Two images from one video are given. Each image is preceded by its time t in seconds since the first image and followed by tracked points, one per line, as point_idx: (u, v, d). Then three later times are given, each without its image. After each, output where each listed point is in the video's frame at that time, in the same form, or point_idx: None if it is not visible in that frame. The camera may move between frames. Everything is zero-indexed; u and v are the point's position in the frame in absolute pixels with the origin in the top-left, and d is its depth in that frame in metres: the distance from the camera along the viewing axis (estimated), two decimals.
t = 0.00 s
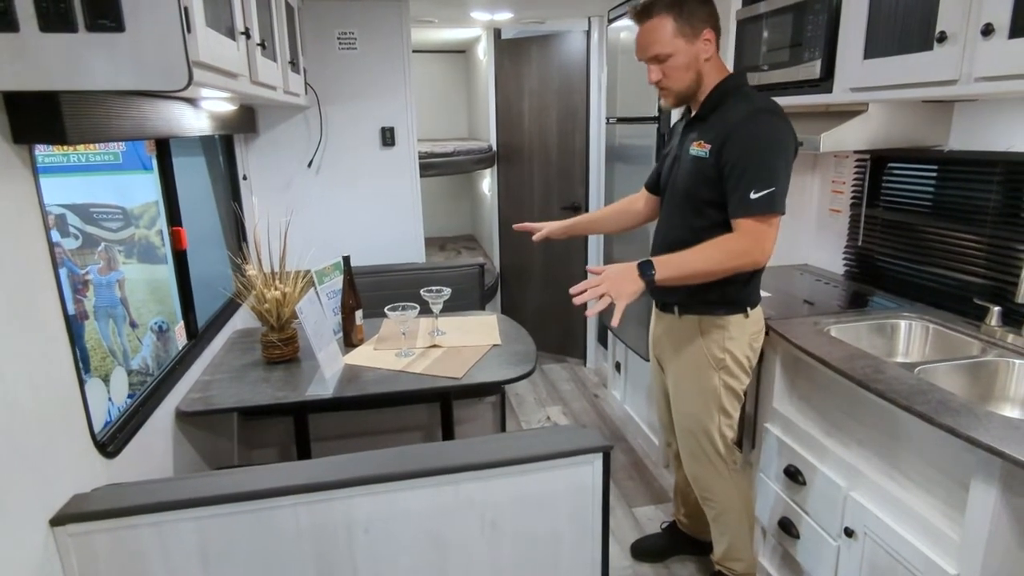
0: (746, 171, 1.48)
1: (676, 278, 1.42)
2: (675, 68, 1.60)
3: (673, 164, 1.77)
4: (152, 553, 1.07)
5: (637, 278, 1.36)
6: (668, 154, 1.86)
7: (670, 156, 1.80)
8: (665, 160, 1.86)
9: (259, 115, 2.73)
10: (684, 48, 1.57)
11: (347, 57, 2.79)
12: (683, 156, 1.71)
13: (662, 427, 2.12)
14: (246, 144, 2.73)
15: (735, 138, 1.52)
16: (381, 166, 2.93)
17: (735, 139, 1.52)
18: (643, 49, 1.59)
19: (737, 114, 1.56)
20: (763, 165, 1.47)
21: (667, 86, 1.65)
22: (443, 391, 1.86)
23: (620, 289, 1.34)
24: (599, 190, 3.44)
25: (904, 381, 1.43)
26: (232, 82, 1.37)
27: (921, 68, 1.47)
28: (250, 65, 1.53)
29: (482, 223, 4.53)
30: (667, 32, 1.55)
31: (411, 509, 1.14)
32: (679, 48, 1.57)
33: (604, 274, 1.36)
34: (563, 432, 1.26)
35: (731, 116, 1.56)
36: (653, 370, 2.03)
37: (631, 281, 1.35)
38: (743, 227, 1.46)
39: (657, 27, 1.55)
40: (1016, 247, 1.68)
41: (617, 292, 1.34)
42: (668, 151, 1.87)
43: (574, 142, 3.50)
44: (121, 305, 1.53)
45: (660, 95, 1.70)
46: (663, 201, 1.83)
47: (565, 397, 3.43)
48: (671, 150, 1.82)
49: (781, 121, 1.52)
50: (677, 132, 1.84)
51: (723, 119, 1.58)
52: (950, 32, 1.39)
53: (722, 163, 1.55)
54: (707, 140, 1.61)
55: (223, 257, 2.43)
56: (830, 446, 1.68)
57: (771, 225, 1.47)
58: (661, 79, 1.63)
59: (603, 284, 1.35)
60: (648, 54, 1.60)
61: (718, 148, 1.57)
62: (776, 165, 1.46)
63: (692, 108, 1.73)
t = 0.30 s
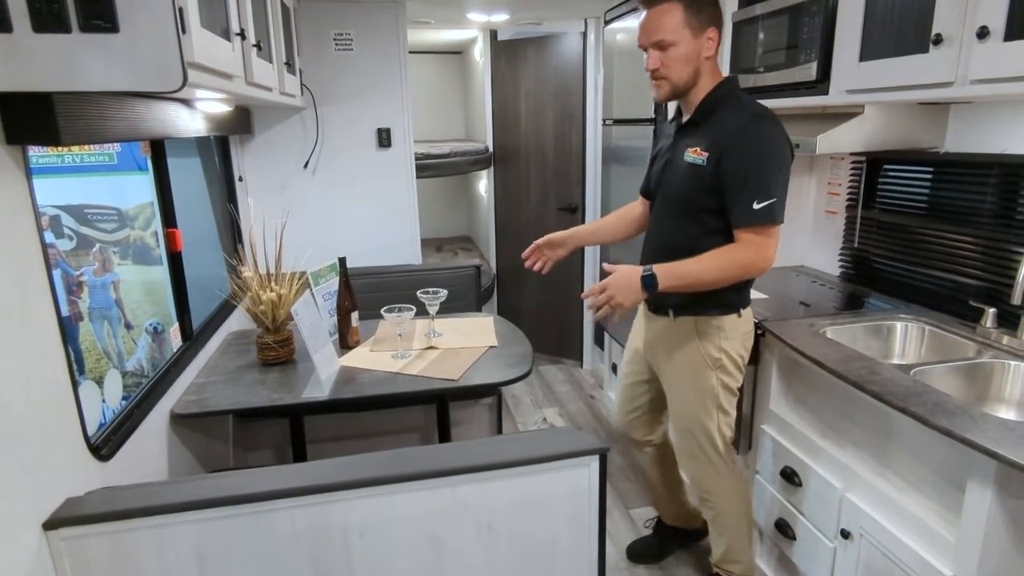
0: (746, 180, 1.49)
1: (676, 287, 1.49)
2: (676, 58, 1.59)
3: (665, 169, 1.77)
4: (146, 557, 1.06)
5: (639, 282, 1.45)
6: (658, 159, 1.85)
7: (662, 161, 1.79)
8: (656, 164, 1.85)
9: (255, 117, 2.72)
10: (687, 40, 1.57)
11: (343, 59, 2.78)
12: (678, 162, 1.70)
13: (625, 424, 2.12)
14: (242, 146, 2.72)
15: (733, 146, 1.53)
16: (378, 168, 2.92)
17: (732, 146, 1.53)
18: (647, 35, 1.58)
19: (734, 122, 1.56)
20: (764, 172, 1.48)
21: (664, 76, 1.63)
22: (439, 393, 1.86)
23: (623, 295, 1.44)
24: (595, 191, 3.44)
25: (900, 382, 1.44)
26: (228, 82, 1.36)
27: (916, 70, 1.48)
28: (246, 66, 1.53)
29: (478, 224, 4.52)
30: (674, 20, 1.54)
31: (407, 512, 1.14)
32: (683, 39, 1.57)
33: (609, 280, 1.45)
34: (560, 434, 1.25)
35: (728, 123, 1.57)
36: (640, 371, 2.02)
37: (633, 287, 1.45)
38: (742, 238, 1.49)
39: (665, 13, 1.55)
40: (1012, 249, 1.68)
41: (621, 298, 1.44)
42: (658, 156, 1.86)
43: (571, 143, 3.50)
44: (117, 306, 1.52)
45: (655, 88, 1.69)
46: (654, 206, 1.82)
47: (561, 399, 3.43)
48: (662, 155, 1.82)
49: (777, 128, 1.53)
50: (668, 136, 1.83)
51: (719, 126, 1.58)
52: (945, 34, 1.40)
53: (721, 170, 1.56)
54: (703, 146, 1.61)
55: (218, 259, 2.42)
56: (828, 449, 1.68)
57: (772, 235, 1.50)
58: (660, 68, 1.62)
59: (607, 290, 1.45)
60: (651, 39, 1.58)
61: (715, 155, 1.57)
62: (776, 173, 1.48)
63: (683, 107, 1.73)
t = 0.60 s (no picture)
0: (732, 177, 1.54)
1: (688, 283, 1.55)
2: (662, 59, 1.62)
3: (633, 172, 1.77)
4: (141, 559, 1.06)
5: (651, 282, 1.53)
6: (620, 163, 1.86)
7: (627, 165, 1.80)
8: (619, 168, 1.85)
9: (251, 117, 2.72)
10: (672, 42, 1.62)
11: (340, 59, 2.78)
12: (650, 164, 1.71)
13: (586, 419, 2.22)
14: (238, 146, 2.72)
15: (715, 146, 1.57)
16: (374, 169, 2.91)
17: (714, 146, 1.57)
18: (635, 34, 1.59)
19: (710, 122, 1.60)
20: (747, 166, 1.53)
21: (649, 77, 1.64)
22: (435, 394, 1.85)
23: (635, 295, 1.55)
24: (592, 192, 3.44)
25: (897, 384, 1.44)
26: (223, 83, 1.35)
27: (913, 71, 1.48)
28: (242, 66, 1.52)
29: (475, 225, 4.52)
30: (663, 21, 1.59)
31: (403, 514, 1.13)
32: (668, 41, 1.61)
33: (622, 280, 1.55)
34: (558, 436, 1.25)
35: (705, 124, 1.60)
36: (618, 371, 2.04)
37: (645, 287, 1.54)
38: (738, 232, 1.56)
39: (654, 14, 1.59)
40: (1010, 251, 1.68)
41: (633, 297, 1.55)
42: (620, 160, 1.86)
43: (568, 144, 3.50)
44: (112, 307, 1.51)
45: (637, 90, 1.68)
46: (624, 209, 1.82)
47: (558, 400, 3.42)
48: (625, 158, 1.82)
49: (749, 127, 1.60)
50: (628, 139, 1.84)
51: (696, 127, 1.61)
52: (942, 36, 1.39)
53: (704, 169, 1.59)
54: (680, 147, 1.64)
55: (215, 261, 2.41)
56: (824, 450, 1.68)
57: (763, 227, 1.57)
58: (647, 68, 1.62)
59: (620, 289, 1.55)
60: (639, 38, 1.59)
61: (696, 155, 1.60)
62: (756, 169, 1.54)
63: (650, 117, 1.74)
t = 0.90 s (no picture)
0: (679, 166, 1.77)
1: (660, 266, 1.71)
2: (599, 66, 1.80)
3: (584, 172, 1.91)
4: (138, 560, 1.05)
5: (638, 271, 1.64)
6: (564, 166, 1.99)
7: (575, 167, 1.94)
8: (565, 171, 1.98)
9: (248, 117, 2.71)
10: (606, 54, 1.82)
11: (338, 59, 2.77)
12: (599, 163, 1.87)
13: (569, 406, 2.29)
14: (235, 146, 2.71)
15: (661, 142, 1.79)
16: (371, 169, 2.91)
17: (659, 142, 1.79)
18: (575, 43, 1.77)
19: (651, 122, 1.82)
20: (688, 156, 1.79)
21: (588, 81, 1.81)
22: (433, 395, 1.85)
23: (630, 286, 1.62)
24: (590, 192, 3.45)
25: (895, 384, 1.44)
26: (220, 83, 1.35)
27: (911, 72, 1.48)
28: (239, 65, 1.51)
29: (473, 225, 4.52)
30: (598, 34, 1.79)
31: (401, 516, 1.13)
32: (602, 52, 1.80)
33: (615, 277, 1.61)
34: (555, 437, 1.25)
35: (648, 124, 1.81)
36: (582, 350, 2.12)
37: (635, 278, 1.63)
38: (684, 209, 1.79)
39: (590, 27, 1.78)
40: (1006, 252, 1.69)
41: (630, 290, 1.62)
42: (563, 163, 2.00)
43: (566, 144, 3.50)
44: (110, 308, 1.51)
45: (576, 95, 1.84)
46: (579, 207, 1.96)
47: (556, 400, 3.42)
48: (570, 164, 1.96)
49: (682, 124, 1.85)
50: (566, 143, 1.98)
51: (640, 128, 1.81)
52: (940, 37, 1.40)
53: (653, 162, 1.80)
54: (629, 146, 1.82)
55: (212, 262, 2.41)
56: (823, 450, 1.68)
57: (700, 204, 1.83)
58: (587, 74, 1.79)
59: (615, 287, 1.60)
60: (579, 47, 1.77)
61: (645, 152, 1.80)
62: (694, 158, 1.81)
63: (588, 122, 1.89)
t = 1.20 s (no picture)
0: (655, 153, 1.79)
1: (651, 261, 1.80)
2: (545, 92, 1.76)
3: (564, 179, 1.93)
4: (135, 561, 1.05)
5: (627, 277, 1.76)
6: (540, 176, 2.00)
7: (552, 175, 1.95)
8: (543, 180, 1.99)
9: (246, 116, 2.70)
10: (549, 76, 1.75)
11: (336, 59, 2.77)
12: (577, 166, 1.89)
13: (569, 397, 2.27)
14: (233, 146, 2.70)
15: (635, 134, 1.81)
16: (369, 168, 2.90)
17: (632, 134, 1.81)
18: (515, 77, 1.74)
19: (619, 118, 1.83)
20: (661, 142, 1.81)
21: (538, 108, 1.79)
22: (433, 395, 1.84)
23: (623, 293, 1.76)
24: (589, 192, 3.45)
25: (894, 384, 1.44)
26: (217, 82, 1.34)
27: (909, 72, 1.48)
28: (236, 64, 1.51)
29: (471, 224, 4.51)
30: (535, 61, 1.72)
31: (399, 517, 1.13)
32: (545, 75, 1.74)
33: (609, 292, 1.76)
34: (554, 437, 1.24)
35: (618, 120, 1.83)
36: (573, 340, 2.13)
37: (626, 284, 1.76)
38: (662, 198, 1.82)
39: (525, 58, 1.71)
40: (1004, 252, 1.69)
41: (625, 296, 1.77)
42: (538, 173, 2.00)
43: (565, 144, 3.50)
44: (107, 308, 1.50)
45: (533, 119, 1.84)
46: (566, 213, 1.98)
47: (555, 400, 3.42)
48: (546, 171, 1.97)
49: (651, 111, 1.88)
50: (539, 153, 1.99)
51: (610, 125, 1.83)
52: (939, 37, 1.40)
53: (631, 155, 1.82)
54: (603, 144, 1.84)
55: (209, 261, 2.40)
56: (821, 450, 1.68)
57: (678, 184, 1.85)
58: (534, 103, 1.78)
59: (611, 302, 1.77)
60: (519, 81, 1.74)
61: (620, 147, 1.82)
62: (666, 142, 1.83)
63: (557, 130, 1.90)
